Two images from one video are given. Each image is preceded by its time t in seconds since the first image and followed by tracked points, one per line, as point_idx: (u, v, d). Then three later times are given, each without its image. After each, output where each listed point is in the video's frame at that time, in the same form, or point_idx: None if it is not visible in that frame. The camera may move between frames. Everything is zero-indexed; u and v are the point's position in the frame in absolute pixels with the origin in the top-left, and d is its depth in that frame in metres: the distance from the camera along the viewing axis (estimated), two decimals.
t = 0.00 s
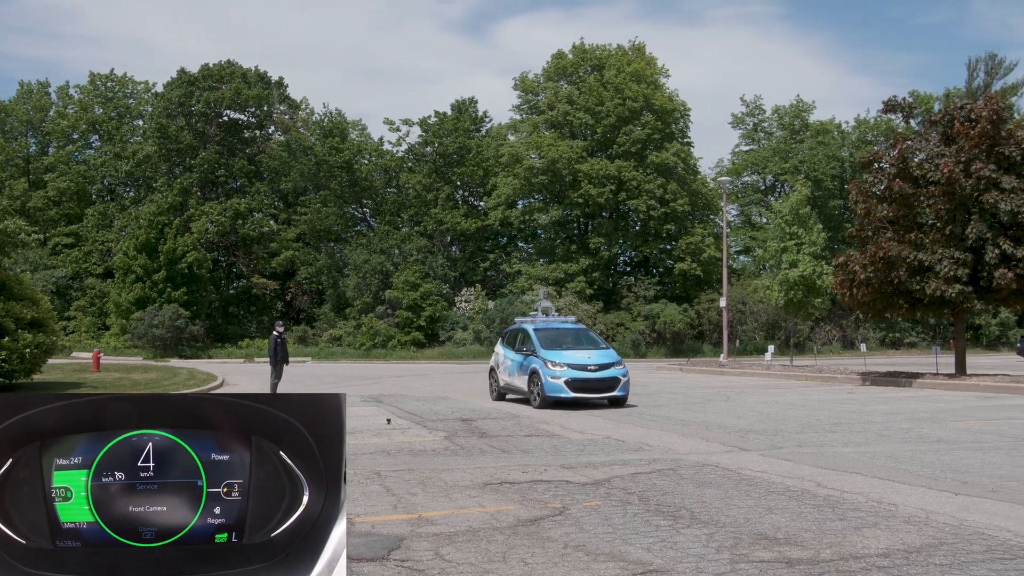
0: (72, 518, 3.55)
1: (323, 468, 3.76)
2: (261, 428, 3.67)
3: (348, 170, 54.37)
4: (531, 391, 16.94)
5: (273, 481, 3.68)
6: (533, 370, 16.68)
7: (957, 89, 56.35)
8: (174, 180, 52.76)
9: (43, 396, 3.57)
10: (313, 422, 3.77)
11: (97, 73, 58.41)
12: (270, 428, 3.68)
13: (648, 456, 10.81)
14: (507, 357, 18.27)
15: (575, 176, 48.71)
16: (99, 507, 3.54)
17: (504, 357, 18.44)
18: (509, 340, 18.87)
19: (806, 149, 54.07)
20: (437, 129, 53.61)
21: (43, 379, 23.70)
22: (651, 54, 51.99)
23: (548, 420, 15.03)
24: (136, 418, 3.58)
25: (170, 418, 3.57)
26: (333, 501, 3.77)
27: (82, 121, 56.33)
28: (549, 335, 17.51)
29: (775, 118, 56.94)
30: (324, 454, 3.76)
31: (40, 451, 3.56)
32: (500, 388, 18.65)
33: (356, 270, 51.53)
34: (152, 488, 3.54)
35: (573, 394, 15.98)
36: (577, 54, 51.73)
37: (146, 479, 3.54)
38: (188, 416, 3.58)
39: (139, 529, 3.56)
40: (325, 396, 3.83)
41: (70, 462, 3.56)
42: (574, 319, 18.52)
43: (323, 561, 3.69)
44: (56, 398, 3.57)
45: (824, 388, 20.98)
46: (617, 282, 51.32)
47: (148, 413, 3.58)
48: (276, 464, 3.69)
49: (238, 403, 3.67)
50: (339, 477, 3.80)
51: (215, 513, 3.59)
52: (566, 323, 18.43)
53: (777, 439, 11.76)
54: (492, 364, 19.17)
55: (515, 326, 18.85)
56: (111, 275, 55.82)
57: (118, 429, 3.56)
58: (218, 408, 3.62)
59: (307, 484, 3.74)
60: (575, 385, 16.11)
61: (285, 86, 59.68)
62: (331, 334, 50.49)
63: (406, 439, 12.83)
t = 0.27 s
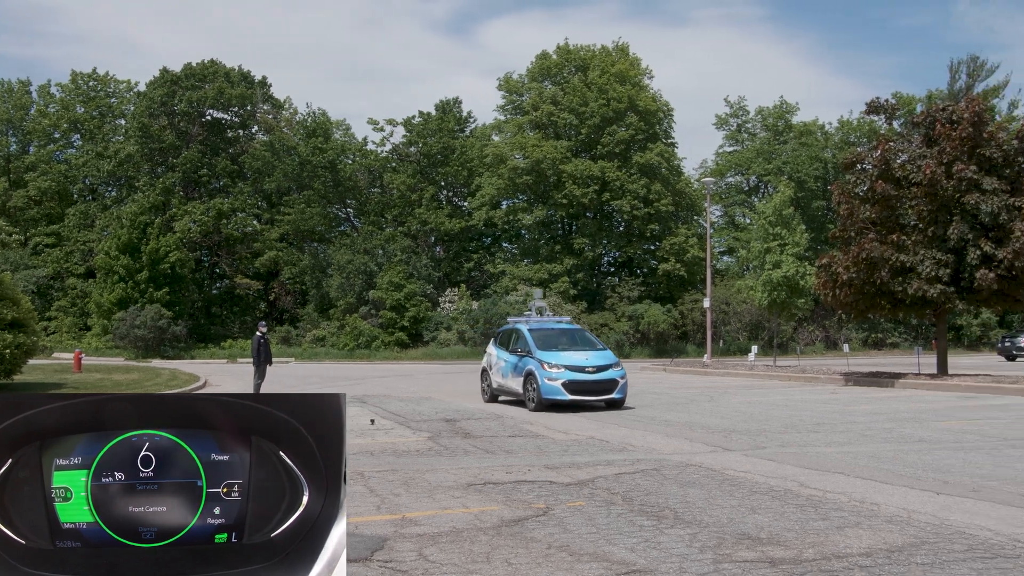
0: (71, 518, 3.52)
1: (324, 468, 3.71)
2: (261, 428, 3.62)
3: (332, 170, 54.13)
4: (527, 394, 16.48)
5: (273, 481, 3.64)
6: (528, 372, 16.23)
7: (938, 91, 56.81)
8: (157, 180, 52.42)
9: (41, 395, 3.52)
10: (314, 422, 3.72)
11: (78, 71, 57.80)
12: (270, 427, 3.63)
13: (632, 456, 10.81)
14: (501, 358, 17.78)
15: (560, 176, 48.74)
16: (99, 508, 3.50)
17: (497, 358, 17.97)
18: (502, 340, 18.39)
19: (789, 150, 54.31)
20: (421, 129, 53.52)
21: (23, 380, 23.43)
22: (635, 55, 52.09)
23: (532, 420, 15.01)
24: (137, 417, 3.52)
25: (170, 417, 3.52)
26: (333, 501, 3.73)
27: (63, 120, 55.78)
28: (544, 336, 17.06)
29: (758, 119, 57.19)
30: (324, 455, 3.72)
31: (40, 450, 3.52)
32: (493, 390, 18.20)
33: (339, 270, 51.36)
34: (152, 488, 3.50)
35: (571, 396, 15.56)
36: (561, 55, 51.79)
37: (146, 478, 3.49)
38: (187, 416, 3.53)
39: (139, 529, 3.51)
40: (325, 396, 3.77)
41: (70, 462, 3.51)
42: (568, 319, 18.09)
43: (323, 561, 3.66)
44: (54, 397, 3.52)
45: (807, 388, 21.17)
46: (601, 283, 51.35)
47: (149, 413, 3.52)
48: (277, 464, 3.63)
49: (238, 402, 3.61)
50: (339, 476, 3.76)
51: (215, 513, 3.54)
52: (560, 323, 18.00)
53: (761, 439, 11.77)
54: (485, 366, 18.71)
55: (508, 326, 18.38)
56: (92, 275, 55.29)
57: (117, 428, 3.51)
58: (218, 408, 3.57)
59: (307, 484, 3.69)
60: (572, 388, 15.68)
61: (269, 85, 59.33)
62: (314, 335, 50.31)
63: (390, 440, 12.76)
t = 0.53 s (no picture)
0: (71, 518, 3.61)
1: (323, 468, 3.80)
2: (261, 428, 3.70)
3: (313, 170, 53.89)
4: (520, 397, 15.94)
5: (273, 480, 3.72)
6: (522, 374, 15.72)
7: (917, 94, 57.30)
8: (136, 180, 52.01)
9: (41, 396, 3.61)
10: (313, 423, 3.80)
11: (56, 70, 57.20)
12: (270, 428, 3.72)
13: (613, 457, 10.82)
14: (492, 359, 17.21)
15: (541, 177, 48.75)
16: (99, 508, 3.58)
17: (488, 358, 17.40)
18: (492, 340, 17.82)
19: (770, 152, 54.60)
20: (403, 130, 53.41)
21: None
22: (616, 56, 52.19)
23: (514, 421, 14.98)
24: (135, 417, 3.62)
25: (170, 417, 3.61)
26: (332, 501, 3.81)
27: (41, 119, 55.09)
28: (537, 337, 16.52)
29: (739, 120, 57.46)
30: (323, 455, 3.80)
31: (40, 451, 3.60)
32: (485, 392, 17.67)
33: (320, 271, 51.14)
34: (152, 488, 3.58)
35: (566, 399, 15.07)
36: (542, 55, 51.82)
37: (146, 478, 3.58)
38: (187, 417, 3.62)
39: (138, 529, 3.60)
40: (325, 397, 3.86)
41: (69, 462, 3.61)
42: (562, 319, 17.60)
43: (323, 560, 3.74)
44: (54, 399, 3.61)
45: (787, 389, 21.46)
46: (583, 283, 51.40)
47: (148, 414, 3.62)
48: (277, 464, 3.72)
49: (237, 402, 3.70)
50: (338, 476, 3.84)
51: (215, 513, 3.63)
52: (554, 323, 17.51)
53: (741, 439, 11.84)
54: (475, 366, 18.18)
55: (499, 326, 17.82)
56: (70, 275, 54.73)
57: (117, 429, 3.60)
58: (217, 409, 3.66)
59: (307, 484, 3.78)
60: (568, 390, 15.17)
61: (249, 85, 58.93)
62: (295, 335, 50.05)
63: (370, 441, 12.68)
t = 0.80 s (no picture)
0: (71, 519, 3.37)
1: (324, 468, 3.52)
2: (261, 426, 3.44)
3: (294, 170, 53.60)
4: (517, 400, 15.44)
5: (273, 480, 3.45)
6: (518, 376, 15.25)
7: (896, 96, 57.81)
8: (115, 179, 51.55)
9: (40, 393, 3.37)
10: (315, 424, 3.52)
11: (35, 69, 56.54)
12: (270, 426, 3.45)
13: (595, 457, 10.83)
14: (486, 361, 16.69)
15: (524, 178, 48.73)
16: (99, 508, 3.35)
17: (481, 360, 16.87)
18: (485, 342, 17.31)
19: (751, 153, 54.89)
20: (385, 130, 53.26)
21: None
22: (599, 57, 52.27)
23: (496, 422, 14.97)
24: (136, 417, 3.37)
25: (170, 419, 3.36)
26: (334, 502, 3.53)
27: (19, 118, 54.23)
28: (533, 338, 16.03)
29: (721, 121, 57.70)
30: (325, 453, 3.52)
31: (40, 451, 3.38)
32: (478, 395, 17.11)
33: (302, 271, 50.92)
34: (152, 488, 3.34)
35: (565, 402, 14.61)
36: (525, 56, 51.81)
37: (146, 479, 3.33)
38: (187, 415, 3.37)
39: (139, 530, 3.36)
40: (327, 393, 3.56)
41: (70, 462, 3.37)
42: (558, 319, 17.16)
43: (324, 562, 3.48)
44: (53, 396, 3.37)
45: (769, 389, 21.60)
46: (565, 284, 51.46)
47: (149, 412, 3.37)
48: (277, 464, 3.45)
49: (238, 399, 3.44)
50: (339, 477, 3.55)
51: (215, 513, 3.37)
52: (549, 324, 17.08)
53: (723, 440, 11.88)
54: (467, 368, 17.61)
55: (492, 327, 17.32)
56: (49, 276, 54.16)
57: (118, 428, 3.36)
58: (217, 407, 3.39)
59: (307, 483, 3.50)
60: (567, 393, 14.71)
61: (231, 84, 58.50)
62: (276, 336, 49.77)
63: (352, 442, 12.63)
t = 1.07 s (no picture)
0: (71, 518, 3.32)
1: (324, 469, 3.47)
2: (261, 428, 3.39)
3: (277, 170, 53.32)
4: (516, 403, 15.03)
5: (273, 480, 3.41)
6: (517, 378, 14.87)
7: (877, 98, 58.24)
8: (95, 178, 51.12)
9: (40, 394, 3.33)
10: (315, 422, 3.47)
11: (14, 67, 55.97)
12: (270, 428, 3.41)
13: (578, 457, 10.83)
14: (483, 363, 16.27)
15: (507, 178, 48.75)
16: (100, 508, 3.30)
17: (478, 361, 16.44)
18: (481, 342, 16.87)
19: (734, 154, 55.15)
20: (368, 130, 53.10)
21: None
22: (582, 58, 52.37)
23: (479, 422, 14.96)
24: (136, 417, 3.33)
25: (171, 419, 3.32)
26: (334, 502, 3.49)
27: None
28: (532, 338, 15.62)
29: (704, 122, 57.89)
30: (325, 455, 3.48)
31: (41, 451, 3.32)
32: (474, 397, 16.64)
33: (284, 271, 50.63)
34: (152, 488, 3.30)
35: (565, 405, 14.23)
36: (509, 56, 51.77)
37: (147, 479, 3.29)
38: (188, 416, 3.33)
39: (139, 529, 3.32)
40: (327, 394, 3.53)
41: (70, 462, 3.32)
42: (557, 319, 16.79)
43: (324, 562, 3.44)
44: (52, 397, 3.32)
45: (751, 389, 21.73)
46: (548, 284, 51.50)
47: (150, 413, 3.33)
48: (277, 465, 3.41)
49: (238, 401, 3.40)
50: (340, 476, 3.51)
51: (215, 514, 3.33)
52: (548, 323, 16.70)
53: (706, 440, 11.93)
54: (462, 369, 17.13)
55: (489, 327, 16.89)
56: (28, 276, 53.70)
57: (118, 429, 3.32)
58: (217, 408, 3.35)
59: (308, 484, 3.46)
60: (568, 396, 14.33)
61: (213, 83, 58.12)
62: (258, 337, 49.46)
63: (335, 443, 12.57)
